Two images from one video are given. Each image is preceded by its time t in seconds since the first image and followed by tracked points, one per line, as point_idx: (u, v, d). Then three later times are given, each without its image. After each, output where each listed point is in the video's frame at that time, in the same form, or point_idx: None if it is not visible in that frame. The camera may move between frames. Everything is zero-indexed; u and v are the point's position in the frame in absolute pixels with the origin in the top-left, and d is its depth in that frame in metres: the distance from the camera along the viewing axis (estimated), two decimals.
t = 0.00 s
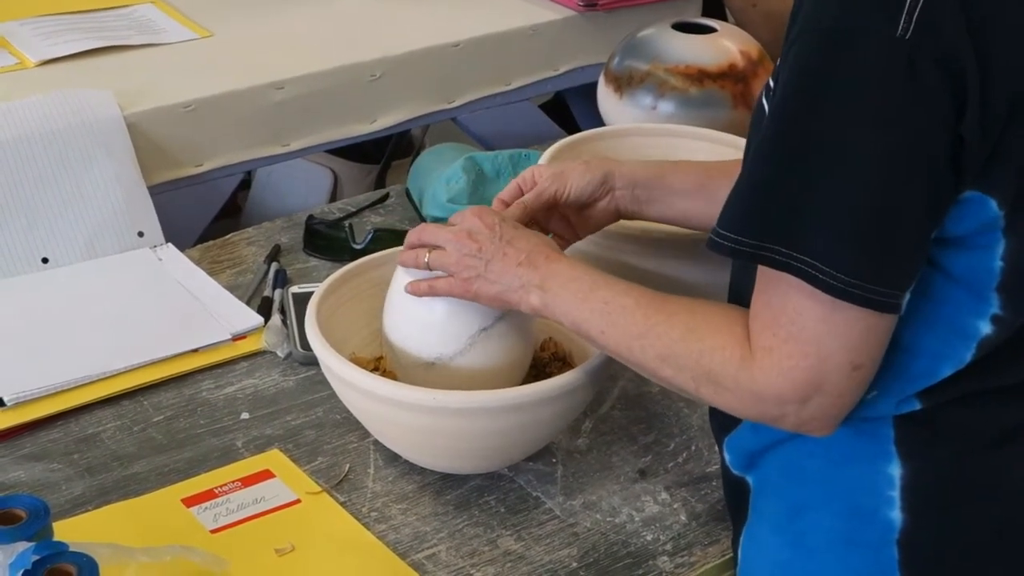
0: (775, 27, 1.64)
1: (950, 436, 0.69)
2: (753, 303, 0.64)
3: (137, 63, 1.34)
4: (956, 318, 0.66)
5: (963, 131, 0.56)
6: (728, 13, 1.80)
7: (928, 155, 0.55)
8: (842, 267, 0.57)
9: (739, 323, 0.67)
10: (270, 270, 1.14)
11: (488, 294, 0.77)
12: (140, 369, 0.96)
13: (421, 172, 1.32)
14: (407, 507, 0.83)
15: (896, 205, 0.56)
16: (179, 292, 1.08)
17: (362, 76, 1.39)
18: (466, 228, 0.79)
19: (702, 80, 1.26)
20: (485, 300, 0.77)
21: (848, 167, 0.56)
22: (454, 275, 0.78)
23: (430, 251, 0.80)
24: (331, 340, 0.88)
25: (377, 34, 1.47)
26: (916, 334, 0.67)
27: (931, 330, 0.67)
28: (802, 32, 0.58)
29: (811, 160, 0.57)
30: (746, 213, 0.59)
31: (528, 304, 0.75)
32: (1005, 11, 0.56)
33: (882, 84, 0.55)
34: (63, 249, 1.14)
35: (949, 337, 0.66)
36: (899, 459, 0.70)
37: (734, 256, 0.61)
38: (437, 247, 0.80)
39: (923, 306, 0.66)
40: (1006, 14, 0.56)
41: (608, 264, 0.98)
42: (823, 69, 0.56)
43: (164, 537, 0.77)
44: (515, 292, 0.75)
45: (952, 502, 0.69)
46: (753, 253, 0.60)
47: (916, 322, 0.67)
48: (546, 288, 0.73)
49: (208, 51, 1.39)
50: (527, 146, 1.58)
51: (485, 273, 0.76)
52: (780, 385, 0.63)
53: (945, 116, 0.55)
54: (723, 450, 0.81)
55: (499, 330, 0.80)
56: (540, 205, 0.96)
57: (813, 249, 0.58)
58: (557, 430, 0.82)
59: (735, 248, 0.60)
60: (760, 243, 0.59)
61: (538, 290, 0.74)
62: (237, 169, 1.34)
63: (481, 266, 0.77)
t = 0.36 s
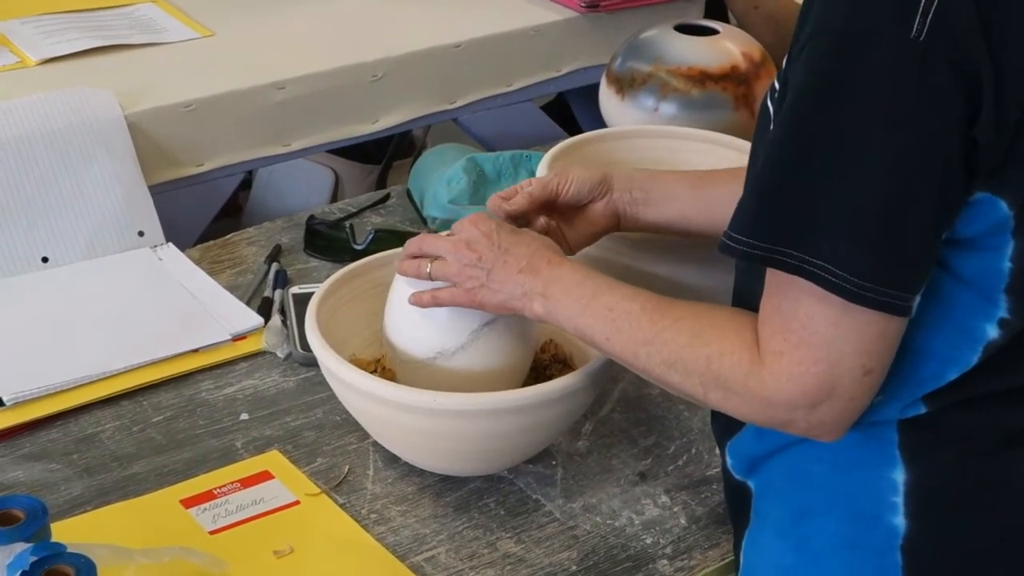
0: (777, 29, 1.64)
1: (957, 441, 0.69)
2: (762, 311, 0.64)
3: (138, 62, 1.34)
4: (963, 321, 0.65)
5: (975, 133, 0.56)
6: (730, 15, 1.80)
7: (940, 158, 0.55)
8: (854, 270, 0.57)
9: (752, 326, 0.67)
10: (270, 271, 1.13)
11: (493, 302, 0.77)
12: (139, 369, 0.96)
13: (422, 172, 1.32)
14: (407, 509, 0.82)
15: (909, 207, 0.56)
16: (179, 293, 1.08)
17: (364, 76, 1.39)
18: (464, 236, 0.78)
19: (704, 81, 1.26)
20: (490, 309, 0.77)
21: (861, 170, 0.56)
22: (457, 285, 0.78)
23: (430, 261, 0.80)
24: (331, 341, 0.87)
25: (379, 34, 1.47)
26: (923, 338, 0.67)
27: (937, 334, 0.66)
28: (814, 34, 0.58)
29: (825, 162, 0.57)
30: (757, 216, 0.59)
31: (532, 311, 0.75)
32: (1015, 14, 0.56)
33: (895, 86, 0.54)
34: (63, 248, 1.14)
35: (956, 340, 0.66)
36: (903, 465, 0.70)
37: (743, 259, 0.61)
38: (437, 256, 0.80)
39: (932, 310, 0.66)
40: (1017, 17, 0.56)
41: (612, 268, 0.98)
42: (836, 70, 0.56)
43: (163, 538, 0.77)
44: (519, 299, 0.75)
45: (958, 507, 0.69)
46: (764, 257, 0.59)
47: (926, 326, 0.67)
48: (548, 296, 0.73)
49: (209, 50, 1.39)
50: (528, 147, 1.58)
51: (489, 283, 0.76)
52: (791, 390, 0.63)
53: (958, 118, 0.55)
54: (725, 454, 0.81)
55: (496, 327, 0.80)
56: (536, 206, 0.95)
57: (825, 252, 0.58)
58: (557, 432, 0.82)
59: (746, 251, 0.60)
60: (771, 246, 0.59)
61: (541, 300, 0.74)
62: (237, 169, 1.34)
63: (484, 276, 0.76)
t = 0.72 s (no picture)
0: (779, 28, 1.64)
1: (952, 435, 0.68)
2: (749, 295, 0.63)
3: (140, 62, 1.34)
4: (957, 316, 0.65)
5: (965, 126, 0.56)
6: (733, 14, 1.80)
7: (930, 150, 0.55)
8: (844, 262, 0.57)
9: (735, 317, 0.67)
10: (273, 271, 1.13)
11: (482, 284, 0.76)
12: (142, 369, 0.96)
13: (424, 172, 1.32)
14: (410, 509, 0.82)
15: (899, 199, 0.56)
16: (181, 293, 1.08)
17: (366, 76, 1.39)
18: (463, 218, 0.78)
19: (706, 80, 1.26)
20: (479, 291, 0.77)
21: (851, 161, 0.56)
22: (446, 261, 0.78)
23: (429, 237, 0.80)
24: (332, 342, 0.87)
25: (381, 34, 1.46)
26: (917, 333, 0.67)
27: (930, 328, 0.66)
28: (807, 25, 0.57)
29: (816, 154, 0.57)
30: (749, 208, 0.59)
31: (521, 296, 0.74)
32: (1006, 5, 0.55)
33: (886, 77, 0.54)
34: (65, 249, 1.14)
35: (951, 335, 0.66)
36: (900, 461, 0.70)
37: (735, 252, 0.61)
38: (436, 233, 0.80)
39: (920, 302, 0.66)
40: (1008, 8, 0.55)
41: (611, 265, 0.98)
42: (828, 61, 0.56)
43: (166, 539, 0.76)
44: (509, 283, 0.75)
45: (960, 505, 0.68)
46: (756, 249, 0.59)
47: (914, 318, 0.67)
48: (540, 280, 0.73)
49: (212, 50, 1.39)
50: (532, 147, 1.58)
51: (480, 262, 0.76)
52: (775, 380, 0.63)
53: (948, 110, 0.55)
54: (724, 452, 0.81)
55: (499, 326, 0.80)
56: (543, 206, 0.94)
57: (816, 244, 0.57)
58: (561, 433, 0.82)
59: (738, 243, 0.60)
60: (762, 237, 0.59)
61: (531, 284, 0.74)
62: (240, 170, 1.34)
63: (476, 256, 0.76)
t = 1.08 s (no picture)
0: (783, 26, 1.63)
1: (957, 431, 0.68)
2: (751, 292, 0.63)
3: (143, 61, 1.34)
4: (960, 312, 0.65)
5: (968, 120, 0.55)
6: (736, 13, 1.79)
7: (933, 144, 0.55)
8: (847, 257, 0.56)
9: (738, 314, 0.67)
10: (276, 270, 1.13)
11: (482, 275, 0.76)
12: (145, 369, 0.96)
13: (427, 172, 1.31)
14: (414, 509, 0.82)
15: (901, 193, 0.55)
16: (185, 292, 1.08)
17: (369, 75, 1.39)
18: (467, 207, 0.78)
19: (711, 79, 1.26)
20: (478, 282, 0.76)
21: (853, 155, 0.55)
22: (448, 252, 0.77)
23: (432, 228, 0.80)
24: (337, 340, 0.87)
25: (384, 33, 1.46)
26: (920, 330, 0.67)
27: (933, 324, 0.66)
28: (810, 18, 0.57)
29: (819, 148, 0.56)
30: (751, 203, 0.59)
31: (522, 289, 0.74)
32: None
33: (888, 71, 0.54)
34: (69, 249, 1.14)
35: (954, 332, 0.66)
36: (904, 458, 0.69)
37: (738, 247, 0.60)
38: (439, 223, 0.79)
39: (924, 298, 0.66)
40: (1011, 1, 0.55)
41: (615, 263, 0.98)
42: (830, 56, 0.56)
43: (170, 538, 0.76)
44: (511, 275, 0.74)
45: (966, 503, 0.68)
46: (759, 244, 0.59)
47: (918, 314, 0.66)
48: (541, 274, 0.73)
49: (215, 49, 1.39)
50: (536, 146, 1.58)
51: (481, 253, 0.75)
52: (779, 377, 0.62)
53: (951, 104, 0.54)
54: (730, 450, 0.82)
55: (504, 325, 0.79)
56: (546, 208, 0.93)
57: (818, 239, 0.57)
58: (566, 432, 0.82)
59: (740, 238, 0.59)
60: (764, 233, 0.58)
61: (533, 274, 0.73)
62: (244, 168, 1.34)
63: (478, 246, 0.76)
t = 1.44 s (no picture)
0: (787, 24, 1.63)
1: (964, 427, 0.68)
2: (751, 287, 0.63)
3: (147, 60, 1.34)
4: (961, 309, 0.65)
5: (968, 116, 0.55)
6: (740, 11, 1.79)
7: (933, 139, 0.55)
8: (846, 253, 0.56)
9: (741, 309, 0.66)
10: (280, 269, 1.13)
11: (484, 265, 0.76)
12: (149, 367, 0.96)
13: (430, 172, 1.31)
14: (419, 507, 0.82)
15: (901, 189, 0.55)
16: (189, 291, 1.08)
17: (373, 74, 1.39)
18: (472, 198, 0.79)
19: (715, 76, 1.25)
20: (480, 273, 0.76)
21: (853, 150, 0.55)
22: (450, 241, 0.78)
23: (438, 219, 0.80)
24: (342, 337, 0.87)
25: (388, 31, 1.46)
26: (920, 326, 0.66)
27: (934, 321, 0.66)
28: (809, 14, 0.57)
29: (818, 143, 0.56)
30: (751, 199, 0.59)
31: (524, 280, 0.74)
32: None
33: (887, 66, 0.54)
34: (73, 247, 1.14)
35: (955, 329, 0.65)
36: (905, 456, 0.69)
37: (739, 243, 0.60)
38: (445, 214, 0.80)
39: (925, 294, 0.65)
40: None
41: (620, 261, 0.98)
42: (830, 51, 0.56)
43: (175, 536, 0.76)
44: (516, 266, 0.74)
45: (972, 500, 0.68)
46: (759, 240, 0.59)
47: (919, 311, 0.66)
48: (545, 266, 0.72)
49: (219, 48, 1.39)
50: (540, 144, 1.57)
51: (483, 244, 0.76)
52: (785, 374, 0.62)
53: (951, 99, 0.54)
54: (731, 447, 0.81)
55: (514, 326, 0.79)
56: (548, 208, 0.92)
57: (818, 235, 0.57)
58: (570, 430, 0.82)
59: (740, 234, 0.59)
60: (765, 229, 0.58)
61: (536, 266, 0.73)
62: (248, 167, 1.34)
63: (481, 237, 0.76)
